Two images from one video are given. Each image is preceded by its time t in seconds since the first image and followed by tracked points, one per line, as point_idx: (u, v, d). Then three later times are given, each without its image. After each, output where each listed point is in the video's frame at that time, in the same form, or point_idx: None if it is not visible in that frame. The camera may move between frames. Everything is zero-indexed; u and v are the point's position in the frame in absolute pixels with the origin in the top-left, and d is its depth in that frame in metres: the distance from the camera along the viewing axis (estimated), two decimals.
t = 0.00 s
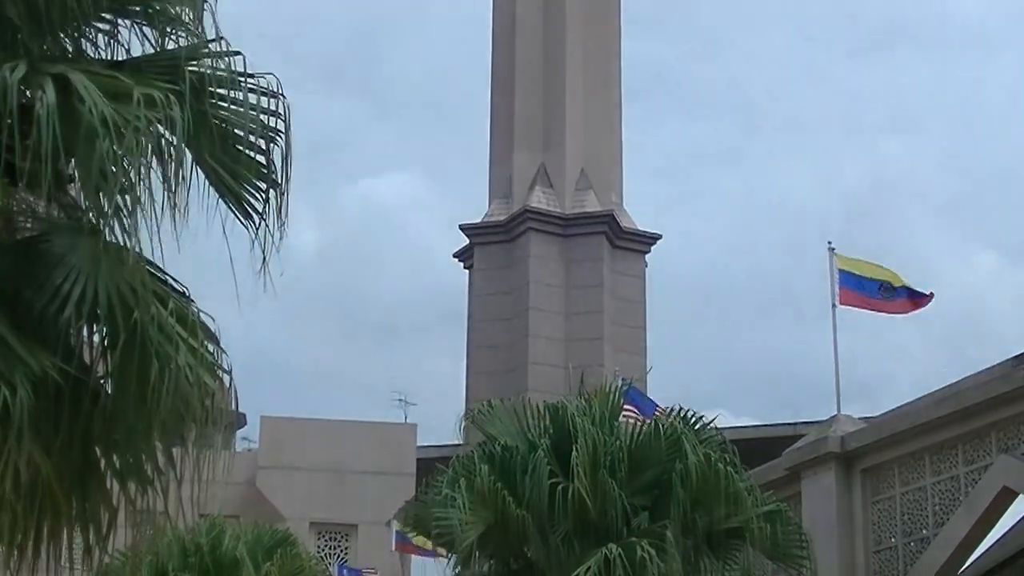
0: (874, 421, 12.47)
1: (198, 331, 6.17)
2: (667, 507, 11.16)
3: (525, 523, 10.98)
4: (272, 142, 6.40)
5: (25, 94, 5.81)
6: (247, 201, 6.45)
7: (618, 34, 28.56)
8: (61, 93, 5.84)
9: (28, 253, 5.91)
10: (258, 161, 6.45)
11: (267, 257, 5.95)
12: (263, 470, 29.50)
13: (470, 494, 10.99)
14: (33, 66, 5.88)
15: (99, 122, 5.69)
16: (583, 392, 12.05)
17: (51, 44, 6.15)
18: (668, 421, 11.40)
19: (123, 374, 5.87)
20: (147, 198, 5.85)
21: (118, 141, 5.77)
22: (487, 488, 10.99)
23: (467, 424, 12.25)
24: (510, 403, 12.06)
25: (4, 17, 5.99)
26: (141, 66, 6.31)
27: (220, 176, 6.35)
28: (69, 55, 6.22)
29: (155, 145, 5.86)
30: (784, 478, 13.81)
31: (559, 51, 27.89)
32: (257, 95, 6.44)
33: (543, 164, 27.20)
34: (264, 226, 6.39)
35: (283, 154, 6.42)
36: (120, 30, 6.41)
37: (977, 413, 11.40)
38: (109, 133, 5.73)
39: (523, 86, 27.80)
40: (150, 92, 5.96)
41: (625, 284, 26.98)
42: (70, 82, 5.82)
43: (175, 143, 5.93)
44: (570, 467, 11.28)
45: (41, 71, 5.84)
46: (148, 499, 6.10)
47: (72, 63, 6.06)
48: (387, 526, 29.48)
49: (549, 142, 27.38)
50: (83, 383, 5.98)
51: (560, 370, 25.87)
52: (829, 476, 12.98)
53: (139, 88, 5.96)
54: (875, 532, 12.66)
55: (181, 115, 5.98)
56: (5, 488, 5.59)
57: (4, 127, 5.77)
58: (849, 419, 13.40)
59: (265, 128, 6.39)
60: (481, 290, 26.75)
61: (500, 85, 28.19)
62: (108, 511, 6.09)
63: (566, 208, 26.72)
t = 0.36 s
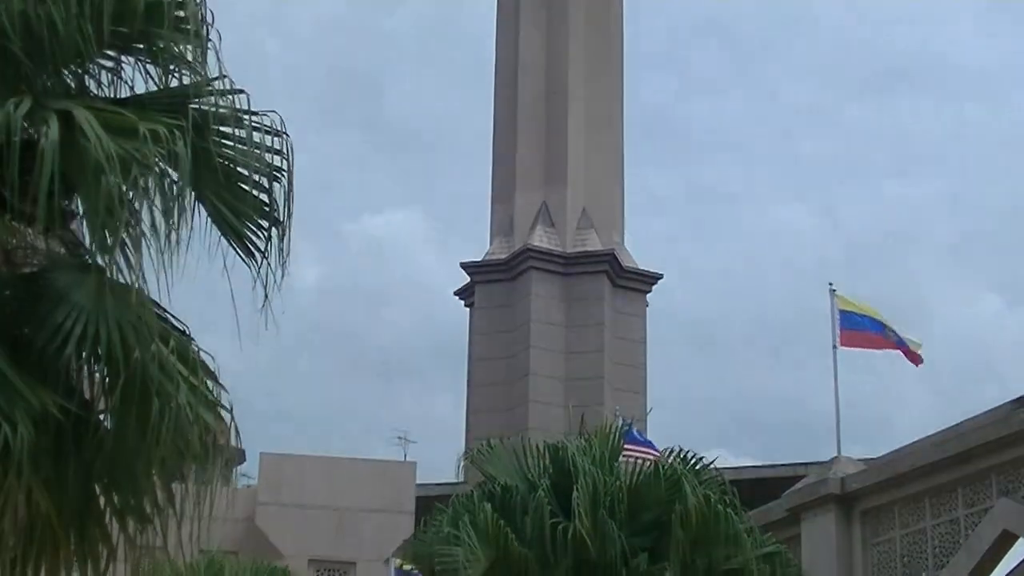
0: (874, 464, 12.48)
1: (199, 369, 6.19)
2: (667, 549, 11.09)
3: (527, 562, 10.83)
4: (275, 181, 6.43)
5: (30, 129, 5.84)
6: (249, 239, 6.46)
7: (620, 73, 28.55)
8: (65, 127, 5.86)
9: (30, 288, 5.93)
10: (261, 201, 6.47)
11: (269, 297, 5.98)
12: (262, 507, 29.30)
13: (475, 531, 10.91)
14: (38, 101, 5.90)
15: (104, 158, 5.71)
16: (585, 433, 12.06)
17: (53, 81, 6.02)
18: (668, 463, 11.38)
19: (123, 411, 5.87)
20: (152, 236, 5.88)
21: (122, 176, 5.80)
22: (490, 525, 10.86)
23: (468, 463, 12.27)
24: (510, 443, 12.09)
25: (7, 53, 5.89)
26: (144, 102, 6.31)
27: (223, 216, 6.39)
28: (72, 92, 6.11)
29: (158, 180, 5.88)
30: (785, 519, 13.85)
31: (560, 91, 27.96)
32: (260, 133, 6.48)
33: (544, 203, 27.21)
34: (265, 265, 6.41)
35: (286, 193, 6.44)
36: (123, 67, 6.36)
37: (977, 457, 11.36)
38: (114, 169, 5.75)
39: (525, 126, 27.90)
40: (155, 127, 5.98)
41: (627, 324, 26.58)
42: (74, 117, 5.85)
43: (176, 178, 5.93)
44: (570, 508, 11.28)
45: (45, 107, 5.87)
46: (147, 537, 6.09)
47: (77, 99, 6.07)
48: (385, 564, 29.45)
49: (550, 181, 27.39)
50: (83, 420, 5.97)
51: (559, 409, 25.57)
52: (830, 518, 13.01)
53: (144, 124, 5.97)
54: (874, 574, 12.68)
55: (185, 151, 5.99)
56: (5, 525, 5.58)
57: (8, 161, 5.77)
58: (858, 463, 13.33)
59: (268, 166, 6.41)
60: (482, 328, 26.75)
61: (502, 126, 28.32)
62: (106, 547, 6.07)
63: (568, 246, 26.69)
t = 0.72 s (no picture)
0: (878, 508, 12.46)
1: (201, 418, 6.21)
2: None
3: None
4: (277, 229, 6.47)
5: (32, 177, 5.87)
6: (252, 287, 6.50)
7: (620, 118, 27.82)
8: (68, 177, 5.90)
9: (32, 334, 5.92)
10: (263, 249, 6.50)
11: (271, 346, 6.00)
12: (265, 554, 22.42)
13: None
14: (41, 150, 5.93)
15: (106, 207, 5.73)
16: (588, 479, 12.02)
17: (56, 128, 6.08)
18: (672, 509, 11.33)
19: (125, 461, 5.88)
20: (154, 286, 5.90)
21: (125, 225, 5.82)
22: (493, 570, 10.85)
23: (471, 510, 12.23)
24: (513, 491, 12.06)
25: (11, 103, 5.94)
26: (147, 151, 6.35)
27: (225, 265, 6.42)
28: (75, 140, 6.16)
29: (159, 229, 5.90)
30: (789, 565, 13.77)
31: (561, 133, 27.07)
32: (262, 182, 6.53)
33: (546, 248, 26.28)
34: (267, 313, 6.43)
35: (288, 241, 6.47)
36: (126, 115, 6.41)
37: (980, 501, 11.32)
38: (116, 219, 5.77)
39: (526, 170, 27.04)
40: (157, 177, 6.01)
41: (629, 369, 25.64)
42: (77, 167, 5.88)
43: (178, 227, 5.95)
44: (574, 554, 11.23)
45: (47, 155, 5.91)
46: None
47: (79, 147, 6.11)
48: None
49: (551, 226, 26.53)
50: (86, 469, 5.98)
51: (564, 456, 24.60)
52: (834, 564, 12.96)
53: (146, 173, 6.00)
54: None
55: (187, 201, 6.01)
56: None
57: (11, 209, 5.79)
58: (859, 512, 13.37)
59: (270, 215, 6.45)
60: (484, 373, 25.70)
61: (502, 170, 27.37)
62: None
63: (569, 291, 25.73)
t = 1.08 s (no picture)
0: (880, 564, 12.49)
1: (206, 477, 6.23)
2: None
3: None
4: (280, 288, 6.50)
5: (34, 236, 5.88)
6: (255, 345, 6.54)
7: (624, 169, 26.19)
8: (70, 236, 5.93)
9: (36, 393, 5.92)
10: (266, 308, 6.54)
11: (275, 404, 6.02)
12: None
13: None
14: (43, 209, 5.96)
15: (108, 266, 5.77)
16: (591, 536, 11.97)
17: (60, 187, 6.12)
18: (675, 565, 11.27)
19: (129, 519, 5.88)
20: (157, 344, 5.92)
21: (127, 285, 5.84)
22: None
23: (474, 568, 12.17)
24: (515, 548, 12.00)
25: (14, 161, 5.98)
26: (150, 211, 6.40)
27: (228, 323, 6.45)
28: (78, 199, 6.22)
29: (161, 288, 5.92)
30: None
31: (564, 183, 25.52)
32: (265, 241, 6.57)
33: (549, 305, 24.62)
34: (271, 371, 6.46)
35: (292, 300, 6.51)
36: (129, 174, 6.47)
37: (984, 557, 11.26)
38: (118, 277, 5.80)
39: (529, 223, 25.52)
40: (159, 235, 6.04)
41: (633, 425, 24.09)
42: (79, 226, 5.91)
43: (180, 286, 5.97)
44: None
45: (49, 214, 5.94)
46: None
47: (82, 207, 6.16)
48: None
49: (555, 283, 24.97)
50: (89, 527, 5.98)
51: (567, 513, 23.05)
52: None
53: (148, 232, 6.04)
54: None
55: (189, 259, 6.05)
56: None
57: (10, 269, 5.81)
58: None
59: (272, 274, 6.48)
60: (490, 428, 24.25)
61: (503, 226, 25.83)
62: None
63: (572, 348, 24.15)
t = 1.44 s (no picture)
0: None
1: (206, 524, 6.23)
2: None
3: None
4: (281, 334, 6.50)
5: (37, 283, 5.91)
6: (256, 392, 6.52)
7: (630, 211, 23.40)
8: (73, 283, 5.93)
9: (35, 440, 5.91)
10: (267, 354, 6.53)
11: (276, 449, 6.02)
12: None
13: None
14: (46, 256, 5.99)
15: (111, 313, 5.78)
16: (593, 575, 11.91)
17: (61, 234, 6.15)
18: None
19: (129, 567, 5.86)
20: (159, 391, 5.92)
21: (130, 331, 5.85)
22: None
23: None
24: None
25: (16, 208, 6.02)
26: (151, 257, 6.41)
27: (230, 370, 6.45)
28: (80, 246, 6.21)
29: (164, 335, 5.93)
30: None
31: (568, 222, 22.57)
32: (265, 287, 6.58)
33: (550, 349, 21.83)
34: (272, 418, 6.45)
35: (293, 346, 6.52)
36: (131, 221, 6.49)
37: None
38: (121, 323, 5.81)
39: (530, 254, 22.66)
40: (161, 282, 6.05)
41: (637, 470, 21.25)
42: (82, 273, 5.92)
43: (182, 333, 5.98)
44: None
45: (54, 261, 5.96)
46: None
47: (84, 253, 6.16)
48: None
49: (557, 322, 22.02)
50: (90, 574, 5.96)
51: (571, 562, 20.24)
52: None
53: (150, 278, 6.04)
54: None
55: (191, 305, 6.05)
56: None
57: (14, 315, 5.82)
58: None
59: (274, 320, 6.49)
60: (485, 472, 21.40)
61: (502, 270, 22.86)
62: None
63: (574, 393, 21.33)
